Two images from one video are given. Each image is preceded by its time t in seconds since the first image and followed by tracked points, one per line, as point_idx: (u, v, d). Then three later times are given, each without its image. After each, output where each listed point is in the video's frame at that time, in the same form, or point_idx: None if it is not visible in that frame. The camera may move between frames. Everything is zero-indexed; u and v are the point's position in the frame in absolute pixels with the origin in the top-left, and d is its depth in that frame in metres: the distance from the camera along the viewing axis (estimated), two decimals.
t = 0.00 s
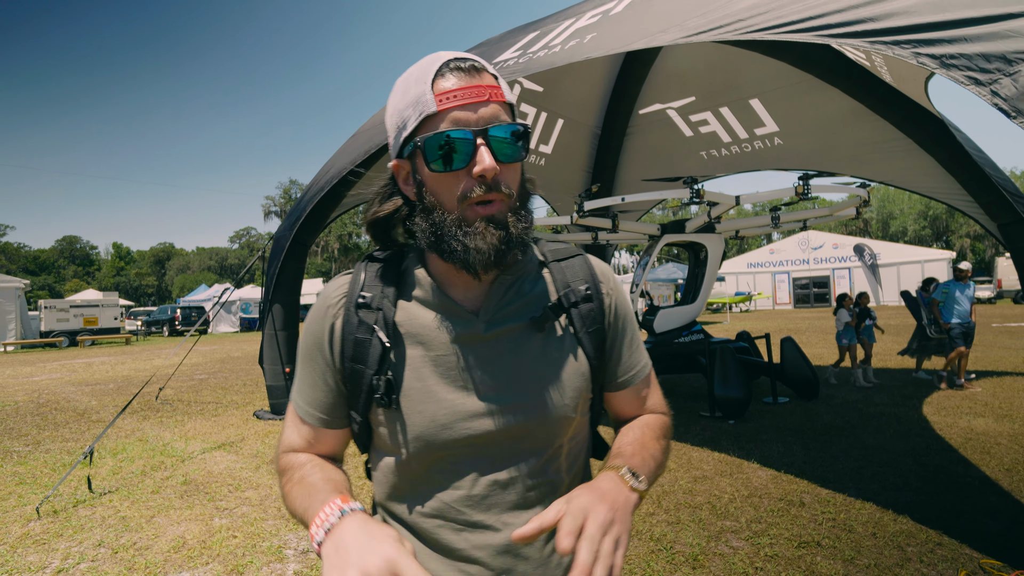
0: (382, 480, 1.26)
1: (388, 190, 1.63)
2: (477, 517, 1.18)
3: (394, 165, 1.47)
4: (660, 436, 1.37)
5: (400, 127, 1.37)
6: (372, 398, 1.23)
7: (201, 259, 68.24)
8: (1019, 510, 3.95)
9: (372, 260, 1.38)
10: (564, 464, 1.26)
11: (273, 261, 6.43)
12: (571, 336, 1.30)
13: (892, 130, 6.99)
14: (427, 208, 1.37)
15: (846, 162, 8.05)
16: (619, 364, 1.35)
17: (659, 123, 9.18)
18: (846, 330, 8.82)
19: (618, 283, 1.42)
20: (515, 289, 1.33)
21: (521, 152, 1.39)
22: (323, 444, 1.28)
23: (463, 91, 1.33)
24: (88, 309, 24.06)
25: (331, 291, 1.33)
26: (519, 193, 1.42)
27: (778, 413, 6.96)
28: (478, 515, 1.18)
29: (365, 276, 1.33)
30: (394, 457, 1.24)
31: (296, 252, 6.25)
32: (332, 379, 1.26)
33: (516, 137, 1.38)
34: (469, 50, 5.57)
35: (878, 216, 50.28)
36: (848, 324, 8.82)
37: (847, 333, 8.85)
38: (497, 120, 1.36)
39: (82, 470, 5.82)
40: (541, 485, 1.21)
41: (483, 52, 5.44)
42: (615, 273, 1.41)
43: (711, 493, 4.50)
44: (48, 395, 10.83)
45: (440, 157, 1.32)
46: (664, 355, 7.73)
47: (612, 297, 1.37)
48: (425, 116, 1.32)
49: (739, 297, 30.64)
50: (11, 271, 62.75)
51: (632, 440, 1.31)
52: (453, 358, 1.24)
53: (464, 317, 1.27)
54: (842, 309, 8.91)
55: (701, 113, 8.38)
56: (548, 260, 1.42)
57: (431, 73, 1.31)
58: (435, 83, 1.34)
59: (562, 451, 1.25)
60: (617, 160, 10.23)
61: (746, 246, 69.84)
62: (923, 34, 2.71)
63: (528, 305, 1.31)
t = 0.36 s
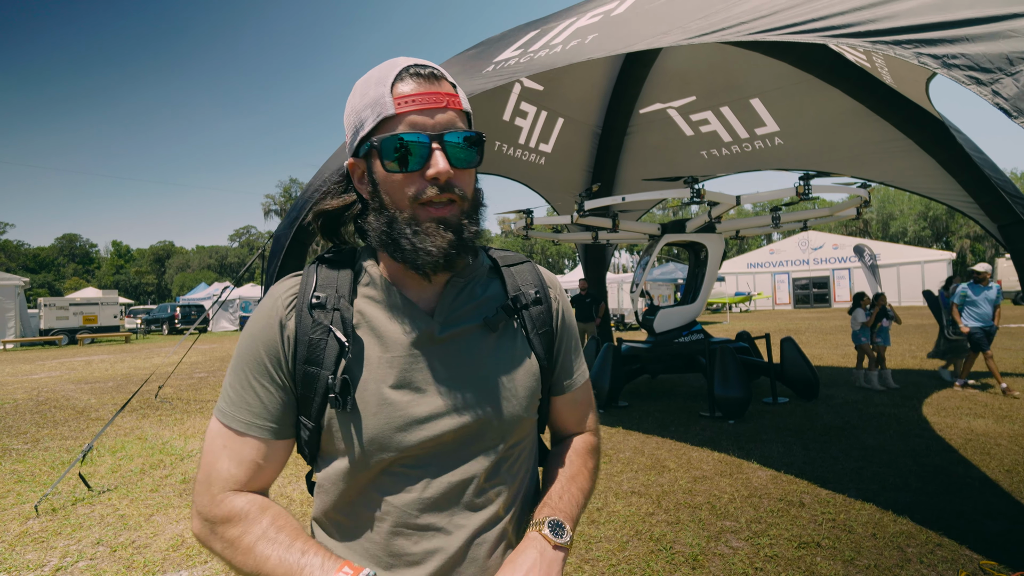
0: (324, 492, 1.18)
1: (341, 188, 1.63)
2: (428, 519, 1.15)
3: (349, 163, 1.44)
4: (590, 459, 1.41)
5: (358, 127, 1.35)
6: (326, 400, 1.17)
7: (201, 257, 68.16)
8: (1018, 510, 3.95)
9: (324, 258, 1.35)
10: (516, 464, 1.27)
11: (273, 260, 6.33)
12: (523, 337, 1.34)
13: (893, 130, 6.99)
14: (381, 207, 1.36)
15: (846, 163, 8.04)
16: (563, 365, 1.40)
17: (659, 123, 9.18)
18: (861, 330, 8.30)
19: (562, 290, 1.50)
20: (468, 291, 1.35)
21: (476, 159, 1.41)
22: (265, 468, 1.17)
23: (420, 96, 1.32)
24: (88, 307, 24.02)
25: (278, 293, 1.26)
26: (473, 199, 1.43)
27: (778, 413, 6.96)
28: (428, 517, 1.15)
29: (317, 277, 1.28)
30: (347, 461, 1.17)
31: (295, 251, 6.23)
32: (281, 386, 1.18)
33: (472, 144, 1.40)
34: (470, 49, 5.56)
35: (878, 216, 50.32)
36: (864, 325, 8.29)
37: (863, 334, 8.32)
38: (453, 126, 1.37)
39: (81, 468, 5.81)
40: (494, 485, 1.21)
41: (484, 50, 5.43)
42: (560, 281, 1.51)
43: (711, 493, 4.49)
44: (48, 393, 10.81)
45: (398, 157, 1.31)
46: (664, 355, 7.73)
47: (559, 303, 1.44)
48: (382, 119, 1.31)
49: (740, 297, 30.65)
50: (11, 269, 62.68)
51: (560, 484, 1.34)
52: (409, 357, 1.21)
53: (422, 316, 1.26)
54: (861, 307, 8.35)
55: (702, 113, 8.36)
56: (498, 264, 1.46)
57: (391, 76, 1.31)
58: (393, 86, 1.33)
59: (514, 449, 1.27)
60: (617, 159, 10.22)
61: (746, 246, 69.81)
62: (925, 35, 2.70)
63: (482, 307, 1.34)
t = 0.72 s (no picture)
0: (323, 495, 1.17)
1: (342, 188, 1.63)
2: (431, 520, 1.14)
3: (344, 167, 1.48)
4: (599, 461, 1.41)
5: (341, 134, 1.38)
6: (328, 400, 1.16)
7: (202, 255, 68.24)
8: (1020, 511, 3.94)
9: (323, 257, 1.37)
10: (517, 465, 1.26)
11: (274, 258, 6.31)
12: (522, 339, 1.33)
13: (895, 130, 6.98)
14: (365, 212, 1.38)
15: (847, 163, 8.03)
16: (560, 366, 1.39)
17: (660, 122, 9.17)
18: (881, 333, 7.99)
19: (560, 291, 1.49)
20: (465, 292, 1.35)
21: (456, 163, 1.37)
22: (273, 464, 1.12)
23: (397, 103, 1.33)
24: (88, 305, 24.05)
25: (277, 293, 1.25)
26: (453, 205, 1.40)
27: (779, 413, 6.95)
28: (429, 519, 1.14)
29: (316, 279, 1.28)
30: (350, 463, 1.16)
31: (296, 249, 6.22)
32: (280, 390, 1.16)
33: (450, 149, 1.37)
34: (473, 48, 5.55)
35: (879, 216, 50.28)
36: (883, 328, 7.99)
37: (883, 337, 8.02)
38: (427, 132, 1.35)
39: (82, 466, 5.81)
40: (496, 485, 1.20)
41: (486, 50, 5.42)
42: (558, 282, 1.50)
43: (712, 492, 4.49)
44: (48, 390, 10.82)
45: (367, 165, 1.33)
46: (665, 354, 7.72)
47: (556, 304, 1.43)
48: (358, 126, 1.34)
49: (740, 297, 30.65)
50: (12, 266, 62.75)
51: (593, 501, 1.34)
52: (409, 357, 1.22)
53: (419, 317, 1.25)
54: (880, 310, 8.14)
55: (704, 113, 8.34)
56: (497, 266, 1.44)
57: (367, 83, 1.32)
58: (372, 93, 1.34)
59: (515, 451, 1.26)
60: (618, 158, 10.21)
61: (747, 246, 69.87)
62: (928, 35, 2.69)
63: (479, 308, 1.33)
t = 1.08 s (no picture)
0: (319, 494, 1.19)
1: (342, 183, 1.63)
2: (423, 522, 1.16)
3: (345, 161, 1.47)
4: (589, 489, 1.34)
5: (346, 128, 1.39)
6: (319, 396, 1.17)
7: (202, 254, 68.32)
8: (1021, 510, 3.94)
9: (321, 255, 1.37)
10: (511, 466, 1.25)
11: (274, 257, 6.31)
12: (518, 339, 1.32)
13: (895, 128, 6.97)
14: (365, 208, 1.38)
15: (848, 162, 8.02)
16: (560, 370, 1.35)
17: (661, 120, 9.16)
18: (897, 334, 8.00)
19: (560, 289, 1.47)
20: (461, 290, 1.34)
21: (460, 160, 1.37)
22: (275, 472, 1.18)
23: (402, 98, 1.33)
24: (90, 304, 24.10)
25: (275, 289, 1.26)
26: (457, 202, 1.40)
27: (779, 412, 6.95)
28: (421, 521, 1.16)
29: (313, 275, 1.29)
30: (340, 461, 1.17)
31: (297, 248, 6.22)
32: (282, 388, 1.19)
33: (454, 145, 1.36)
34: (473, 47, 5.55)
35: (880, 215, 50.22)
36: (899, 328, 7.99)
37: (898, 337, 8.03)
38: (433, 129, 1.35)
39: (82, 465, 5.82)
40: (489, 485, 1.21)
41: (486, 49, 5.42)
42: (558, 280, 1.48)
43: (712, 491, 4.49)
44: (49, 389, 10.83)
45: (371, 159, 1.33)
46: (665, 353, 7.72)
47: (557, 305, 1.40)
48: (363, 120, 1.34)
49: (740, 295, 30.64)
50: (13, 266, 62.81)
51: (560, 538, 1.27)
52: (401, 356, 1.22)
53: (413, 314, 1.25)
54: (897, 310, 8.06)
55: (704, 111, 8.33)
56: (496, 265, 1.44)
57: (374, 77, 1.32)
58: (378, 87, 1.34)
59: (506, 453, 1.25)
60: (619, 157, 10.20)
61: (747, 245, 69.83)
62: (928, 32, 2.69)
63: (474, 306, 1.33)
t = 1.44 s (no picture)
0: (303, 493, 1.20)
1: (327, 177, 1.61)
2: (403, 525, 1.16)
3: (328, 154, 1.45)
4: (568, 502, 1.34)
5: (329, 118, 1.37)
6: (299, 394, 1.17)
7: (196, 252, 67.94)
8: (1010, 507, 3.98)
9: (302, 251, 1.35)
10: (494, 467, 1.25)
11: (267, 254, 6.27)
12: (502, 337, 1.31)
13: (889, 127, 7.02)
14: (349, 199, 1.37)
15: (842, 161, 8.05)
16: (546, 370, 1.34)
17: (657, 118, 9.17)
18: (914, 334, 7.66)
19: (550, 287, 1.45)
20: (444, 286, 1.33)
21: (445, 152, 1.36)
22: (262, 467, 1.17)
23: (385, 88, 1.32)
24: (82, 301, 23.95)
25: (255, 284, 1.25)
26: (441, 195, 1.39)
27: (773, 409, 6.98)
28: (400, 523, 1.16)
29: (295, 270, 1.28)
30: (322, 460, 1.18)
31: (290, 245, 6.18)
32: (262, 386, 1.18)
33: (439, 137, 1.35)
34: (469, 45, 5.54)
35: (874, 215, 50.50)
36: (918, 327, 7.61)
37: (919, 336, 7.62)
38: (417, 119, 1.33)
39: (74, 463, 5.77)
40: (472, 487, 1.21)
41: (482, 47, 5.41)
42: (547, 278, 1.46)
43: (706, 488, 4.51)
44: (41, 387, 10.73)
45: (354, 150, 1.32)
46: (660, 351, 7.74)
47: (545, 301, 1.39)
48: (345, 110, 1.33)
49: (735, 294, 30.76)
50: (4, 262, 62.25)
51: (535, 555, 1.27)
52: (382, 354, 1.21)
53: (395, 312, 1.24)
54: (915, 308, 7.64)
55: (700, 109, 8.34)
56: (482, 260, 1.43)
57: (356, 67, 1.31)
58: (361, 76, 1.33)
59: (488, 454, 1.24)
60: (615, 155, 10.20)
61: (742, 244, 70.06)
62: (921, 32, 2.70)
63: (457, 303, 1.31)
